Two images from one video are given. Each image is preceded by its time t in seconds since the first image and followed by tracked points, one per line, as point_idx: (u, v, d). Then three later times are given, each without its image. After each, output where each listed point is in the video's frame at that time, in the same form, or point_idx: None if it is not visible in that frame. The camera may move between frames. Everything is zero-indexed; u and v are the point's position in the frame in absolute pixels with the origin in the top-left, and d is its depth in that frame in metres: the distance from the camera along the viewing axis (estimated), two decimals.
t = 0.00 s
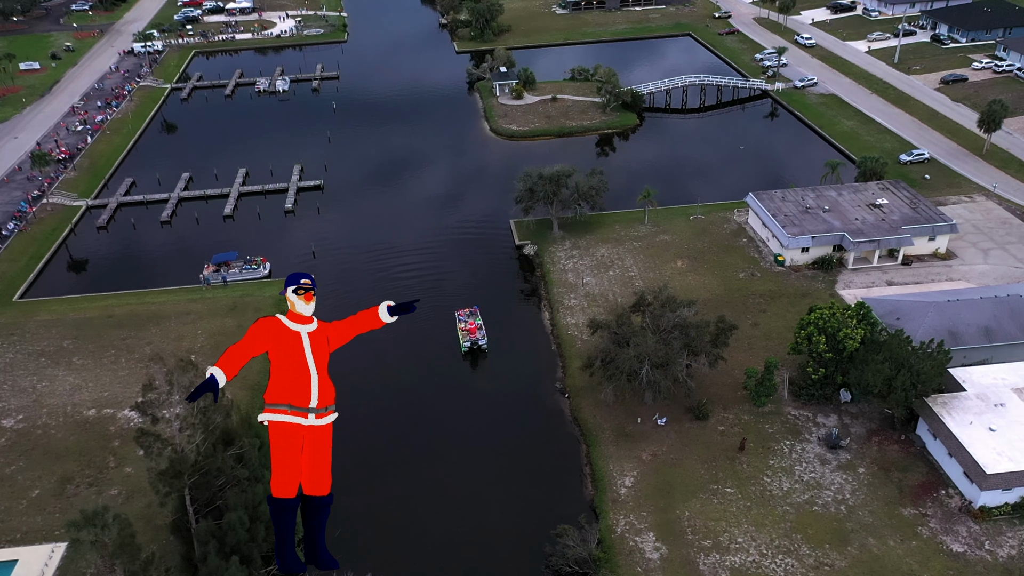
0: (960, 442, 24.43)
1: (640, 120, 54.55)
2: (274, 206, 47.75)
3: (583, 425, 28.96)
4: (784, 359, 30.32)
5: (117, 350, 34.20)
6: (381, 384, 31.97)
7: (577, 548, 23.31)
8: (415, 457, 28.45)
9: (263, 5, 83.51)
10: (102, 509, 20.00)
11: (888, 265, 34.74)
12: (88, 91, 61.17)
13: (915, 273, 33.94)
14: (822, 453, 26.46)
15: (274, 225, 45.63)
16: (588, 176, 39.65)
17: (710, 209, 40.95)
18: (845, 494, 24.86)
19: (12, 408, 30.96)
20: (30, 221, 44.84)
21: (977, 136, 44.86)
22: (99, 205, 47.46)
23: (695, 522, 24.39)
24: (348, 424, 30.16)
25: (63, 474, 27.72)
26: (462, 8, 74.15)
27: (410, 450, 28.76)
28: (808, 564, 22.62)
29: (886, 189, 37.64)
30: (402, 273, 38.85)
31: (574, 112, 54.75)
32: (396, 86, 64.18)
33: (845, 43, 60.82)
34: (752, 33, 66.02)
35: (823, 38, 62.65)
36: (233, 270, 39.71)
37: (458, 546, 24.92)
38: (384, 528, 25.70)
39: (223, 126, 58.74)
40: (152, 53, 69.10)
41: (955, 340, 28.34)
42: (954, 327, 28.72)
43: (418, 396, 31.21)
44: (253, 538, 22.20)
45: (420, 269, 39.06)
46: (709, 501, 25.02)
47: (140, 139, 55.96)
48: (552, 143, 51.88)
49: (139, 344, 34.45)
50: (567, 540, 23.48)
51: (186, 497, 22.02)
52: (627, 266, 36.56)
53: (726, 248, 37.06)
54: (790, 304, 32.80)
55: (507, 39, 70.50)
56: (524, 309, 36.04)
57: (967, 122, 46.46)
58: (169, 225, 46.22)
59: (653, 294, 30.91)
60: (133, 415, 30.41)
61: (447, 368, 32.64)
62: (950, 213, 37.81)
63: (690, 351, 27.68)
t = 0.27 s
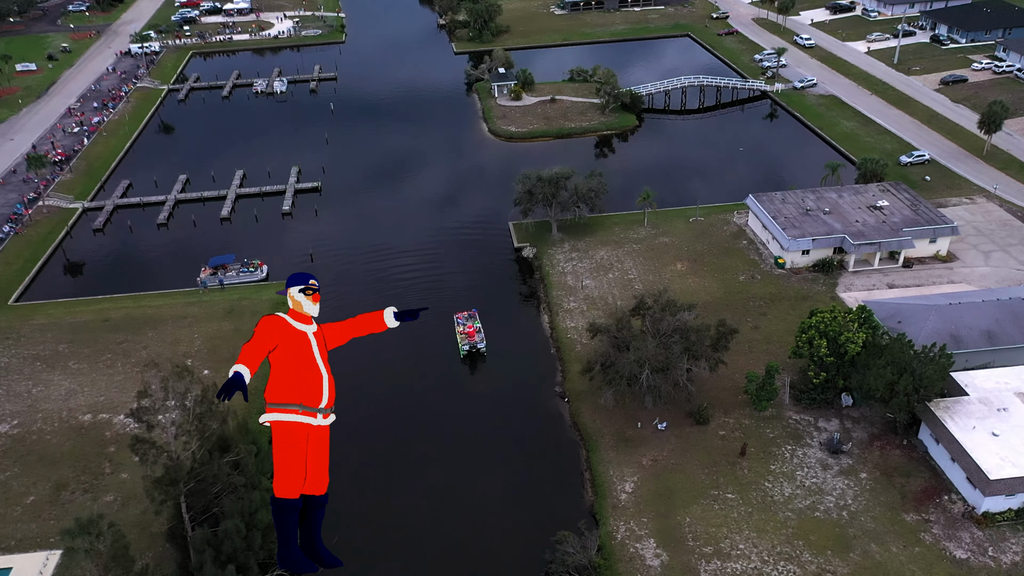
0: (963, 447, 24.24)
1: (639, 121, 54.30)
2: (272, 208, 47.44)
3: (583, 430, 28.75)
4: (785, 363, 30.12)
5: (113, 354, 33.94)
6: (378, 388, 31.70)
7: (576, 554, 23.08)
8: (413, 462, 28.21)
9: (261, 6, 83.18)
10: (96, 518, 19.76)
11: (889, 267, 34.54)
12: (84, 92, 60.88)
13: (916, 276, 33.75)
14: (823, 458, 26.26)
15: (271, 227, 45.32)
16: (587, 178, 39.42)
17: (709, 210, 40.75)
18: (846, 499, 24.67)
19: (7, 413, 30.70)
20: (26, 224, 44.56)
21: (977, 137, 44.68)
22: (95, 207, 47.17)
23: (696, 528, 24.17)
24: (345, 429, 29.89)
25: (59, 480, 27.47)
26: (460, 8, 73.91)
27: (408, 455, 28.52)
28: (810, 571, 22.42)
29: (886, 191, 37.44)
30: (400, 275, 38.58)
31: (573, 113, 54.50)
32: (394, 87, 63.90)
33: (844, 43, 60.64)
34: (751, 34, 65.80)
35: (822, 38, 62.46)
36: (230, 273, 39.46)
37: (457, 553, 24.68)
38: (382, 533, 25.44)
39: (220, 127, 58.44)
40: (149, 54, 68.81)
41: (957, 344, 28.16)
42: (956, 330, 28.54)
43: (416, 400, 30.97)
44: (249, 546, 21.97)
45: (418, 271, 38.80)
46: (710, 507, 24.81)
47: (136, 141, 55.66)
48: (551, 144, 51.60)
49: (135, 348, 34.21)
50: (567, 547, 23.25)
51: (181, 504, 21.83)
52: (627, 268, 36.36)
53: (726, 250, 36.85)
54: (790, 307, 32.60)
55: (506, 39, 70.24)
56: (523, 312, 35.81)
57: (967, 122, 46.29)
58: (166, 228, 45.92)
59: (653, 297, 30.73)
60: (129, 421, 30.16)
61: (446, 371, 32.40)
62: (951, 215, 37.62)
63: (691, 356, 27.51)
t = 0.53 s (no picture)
0: (966, 452, 24.03)
1: (638, 122, 54.04)
2: (269, 210, 47.11)
3: (583, 435, 28.53)
4: (786, 367, 29.94)
5: (109, 358, 33.67)
6: (376, 391, 31.42)
7: (576, 562, 22.87)
8: (411, 466, 27.95)
9: (259, 6, 82.89)
10: (90, 526, 19.47)
11: (890, 269, 34.34)
12: (81, 93, 60.58)
13: (918, 278, 33.55)
14: (825, 463, 26.08)
15: (269, 229, 45.01)
16: (586, 180, 39.22)
17: (709, 212, 40.56)
18: (849, 505, 24.47)
19: (2, 418, 30.42)
20: (22, 226, 44.26)
21: (978, 138, 44.50)
22: (92, 209, 46.81)
23: (697, 534, 23.96)
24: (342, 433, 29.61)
25: (53, 486, 27.21)
26: (459, 9, 73.69)
27: (406, 459, 28.26)
28: None
29: (887, 193, 37.23)
30: (398, 277, 38.33)
31: (572, 114, 54.25)
32: (392, 87, 63.63)
33: (844, 44, 60.47)
34: (750, 35, 65.59)
35: (821, 39, 62.26)
36: (227, 276, 39.21)
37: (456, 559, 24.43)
38: (379, 540, 25.17)
39: (217, 128, 58.12)
40: (146, 55, 68.53)
41: (959, 347, 27.97)
42: (958, 333, 28.36)
43: (414, 404, 30.72)
44: (246, 554, 21.65)
45: (416, 273, 38.53)
46: (711, 513, 24.60)
47: (133, 142, 55.35)
48: (550, 145, 51.32)
49: (131, 352, 33.95)
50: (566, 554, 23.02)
51: (177, 512, 21.59)
52: (626, 271, 36.14)
53: (726, 253, 36.65)
54: (791, 310, 32.40)
55: (504, 40, 69.99)
56: (522, 315, 35.57)
57: (967, 123, 46.13)
58: (162, 230, 45.59)
59: (653, 301, 30.54)
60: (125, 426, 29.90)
61: (443, 375, 32.13)
62: (951, 216, 37.43)
63: (691, 360, 27.32)
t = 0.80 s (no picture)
0: (969, 458, 23.85)
1: (637, 123, 53.81)
2: (266, 212, 46.78)
3: (582, 440, 28.31)
4: (787, 370, 29.74)
5: (105, 362, 33.41)
6: (374, 395, 31.17)
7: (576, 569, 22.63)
8: (409, 471, 27.69)
9: (256, 7, 82.56)
10: (85, 534, 19.33)
11: (891, 272, 34.15)
12: (77, 95, 60.26)
13: (918, 281, 33.37)
14: (826, 468, 25.89)
15: (266, 232, 44.71)
16: (585, 182, 39.00)
17: (709, 214, 40.36)
18: (851, 510, 24.27)
19: None
20: (17, 229, 43.98)
21: (978, 139, 44.31)
22: (88, 211, 46.45)
23: (697, 540, 23.75)
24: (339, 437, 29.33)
25: (48, 492, 26.97)
26: (457, 9, 73.42)
27: (404, 465, 28.00)
28: None
29: (888, 195, 37.04)
30: (396, 279, 38.08)
31: (571, 115, 53.97)
32: (390, 88, 63.32)
33: (843, 44, 60.30)
34: (749, 35, 65.39)
35: (820, 39, 62.08)
36: (224, 279, 38.97)
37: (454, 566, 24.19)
38: (377, 546, 24.93)
39: (214, 130, 57.80)
40: (143, 56, 68.20)
41: (961, 351, 27.80)
42: (960, 337, 28.19)
43: (412, 407, 30.48)
44: (242, 562, 21.51)
45: (414, 275, 38.28)
46: (711, 519, 24.39)
47: (130, 144, 55.02)
48: (549, 147, 51.03)
49: (127, 356, 33.69)
50: (566, 561, 22.79)
51: (173, 520, 21.42)
52: (626, 273, 35.92)
53: (725, 255, 36.45)
54: (791, 313, 32.22)
55: (503, 41, 69.70)
56: (520, 318, 35.34)
57: (967, 124, 45.96)
58: (159, 232, 45.27)
59: (653, 304, 30.35)
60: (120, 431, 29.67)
61: (441, 379, 31.88)
62: (952, 218, 37.24)
63: (692, 364, 27.12)
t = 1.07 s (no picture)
0: (973, 473, 23.59)
1: (636, 134, 53.70)
2: (264, 223, 46.49)
3: (582, 454, 28.02)
4: (788, 384, 29.51)
5: (100, 376, 33.11)
6: (371, 408, 30.85)
7: None
8: (407, 486, 27.35)
9: (254, 17, 82.54)
10: (77, 553, 18.93)
11: (892, 283, 33.97)
12: (75, 105, 60.12)
13: (920, 292, 33.19)
14: (829, 483, 25.62)
15: (264, 243, 44.43)
16: (584, 193, 38.83)
17: (708, 225, 40.20)
18: (854, 526, 23.99)
19: None
20: (13, 241, 43.73)
21: (977, 149, 44.23)
22: (84, 222, 46.18)
23: (699, 557, 23.45)
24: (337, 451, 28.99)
25: (41, 508, 26.63)
26: (455, 19, 73.43)
27: (402, 479, 27.65)
28: None
29: (888, 206, 36.90)
30: (395, 289, 37.80)
31: (570, 126, 53.82)
32: (388, 98, 63.20)
33: (842, 55, 60.34)
34: (748, 45, 65.44)
35: (819, 50, 62.12)
36: (221, 291, 38.72)
37: None
38: (375, 562, 24.57)
39: (212, 140, 57.60)
40: (141, 66, 68.11)
41: (963, 364, 27.58)
42: (963, 349, 27.97)
43: (410, 420, 30.15)
44: None
45: (412, 286, 38.03)
46: (713, 535, 24.10)
47: (127, 154, 54.81)
48: (547, 157, 50.84)
49: (123, 370, 33.39)
50: None
51: (167, 538, 21.07)
52: (625, 285, 35.71)
53: (725, 266, 36.26)
54: (792, 325, 32.00)
55: (501, 51, 69.66)
56: (519, 330, 35.09)
57: (967, 135, 45.89)
58: (156, 244, 44.98)
59: (653, 317, 30.14)
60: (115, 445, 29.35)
61: (439, 392, 31.58)
62: (953, 229, 37.08)
63: (692, 378, 26.88)
